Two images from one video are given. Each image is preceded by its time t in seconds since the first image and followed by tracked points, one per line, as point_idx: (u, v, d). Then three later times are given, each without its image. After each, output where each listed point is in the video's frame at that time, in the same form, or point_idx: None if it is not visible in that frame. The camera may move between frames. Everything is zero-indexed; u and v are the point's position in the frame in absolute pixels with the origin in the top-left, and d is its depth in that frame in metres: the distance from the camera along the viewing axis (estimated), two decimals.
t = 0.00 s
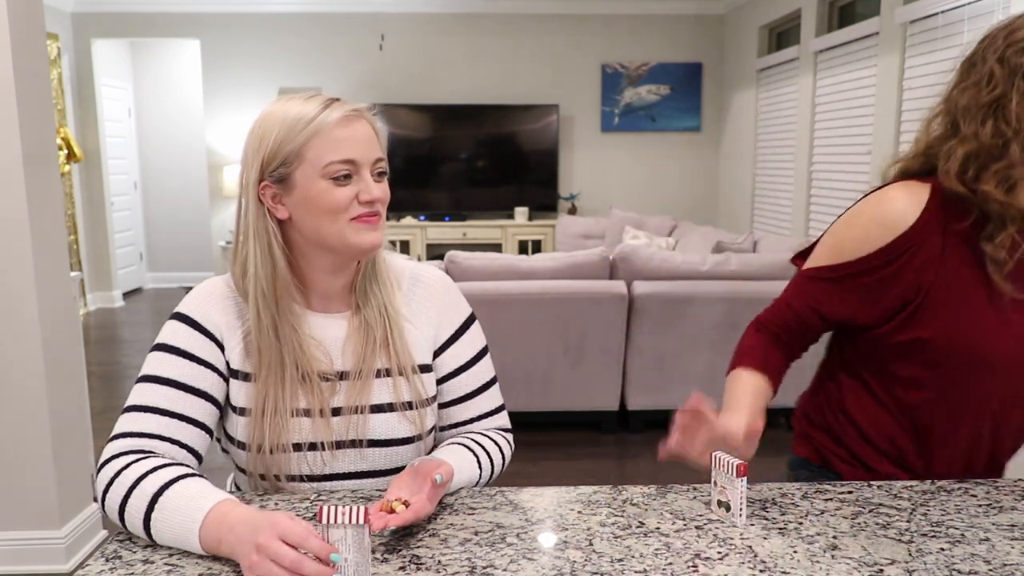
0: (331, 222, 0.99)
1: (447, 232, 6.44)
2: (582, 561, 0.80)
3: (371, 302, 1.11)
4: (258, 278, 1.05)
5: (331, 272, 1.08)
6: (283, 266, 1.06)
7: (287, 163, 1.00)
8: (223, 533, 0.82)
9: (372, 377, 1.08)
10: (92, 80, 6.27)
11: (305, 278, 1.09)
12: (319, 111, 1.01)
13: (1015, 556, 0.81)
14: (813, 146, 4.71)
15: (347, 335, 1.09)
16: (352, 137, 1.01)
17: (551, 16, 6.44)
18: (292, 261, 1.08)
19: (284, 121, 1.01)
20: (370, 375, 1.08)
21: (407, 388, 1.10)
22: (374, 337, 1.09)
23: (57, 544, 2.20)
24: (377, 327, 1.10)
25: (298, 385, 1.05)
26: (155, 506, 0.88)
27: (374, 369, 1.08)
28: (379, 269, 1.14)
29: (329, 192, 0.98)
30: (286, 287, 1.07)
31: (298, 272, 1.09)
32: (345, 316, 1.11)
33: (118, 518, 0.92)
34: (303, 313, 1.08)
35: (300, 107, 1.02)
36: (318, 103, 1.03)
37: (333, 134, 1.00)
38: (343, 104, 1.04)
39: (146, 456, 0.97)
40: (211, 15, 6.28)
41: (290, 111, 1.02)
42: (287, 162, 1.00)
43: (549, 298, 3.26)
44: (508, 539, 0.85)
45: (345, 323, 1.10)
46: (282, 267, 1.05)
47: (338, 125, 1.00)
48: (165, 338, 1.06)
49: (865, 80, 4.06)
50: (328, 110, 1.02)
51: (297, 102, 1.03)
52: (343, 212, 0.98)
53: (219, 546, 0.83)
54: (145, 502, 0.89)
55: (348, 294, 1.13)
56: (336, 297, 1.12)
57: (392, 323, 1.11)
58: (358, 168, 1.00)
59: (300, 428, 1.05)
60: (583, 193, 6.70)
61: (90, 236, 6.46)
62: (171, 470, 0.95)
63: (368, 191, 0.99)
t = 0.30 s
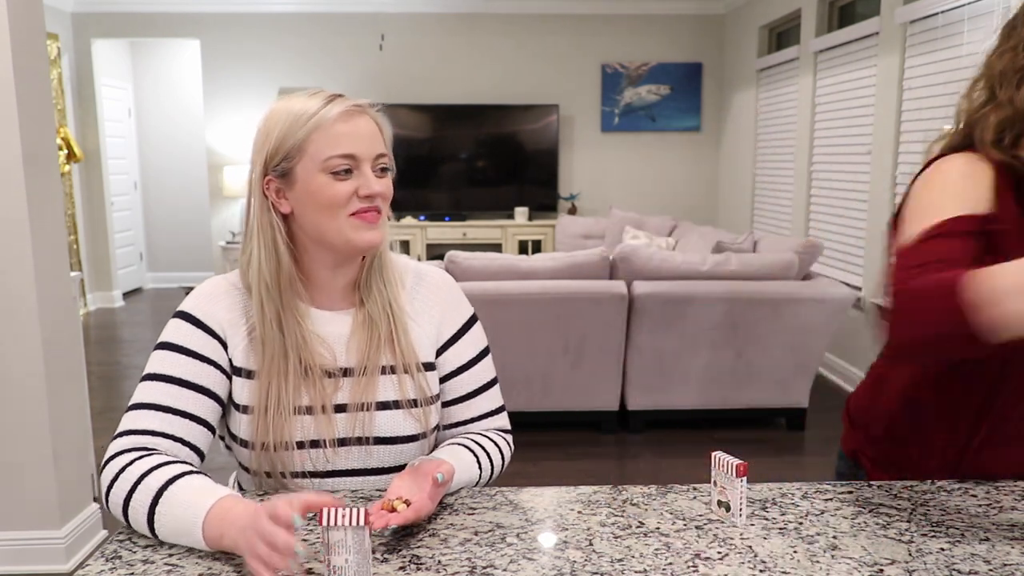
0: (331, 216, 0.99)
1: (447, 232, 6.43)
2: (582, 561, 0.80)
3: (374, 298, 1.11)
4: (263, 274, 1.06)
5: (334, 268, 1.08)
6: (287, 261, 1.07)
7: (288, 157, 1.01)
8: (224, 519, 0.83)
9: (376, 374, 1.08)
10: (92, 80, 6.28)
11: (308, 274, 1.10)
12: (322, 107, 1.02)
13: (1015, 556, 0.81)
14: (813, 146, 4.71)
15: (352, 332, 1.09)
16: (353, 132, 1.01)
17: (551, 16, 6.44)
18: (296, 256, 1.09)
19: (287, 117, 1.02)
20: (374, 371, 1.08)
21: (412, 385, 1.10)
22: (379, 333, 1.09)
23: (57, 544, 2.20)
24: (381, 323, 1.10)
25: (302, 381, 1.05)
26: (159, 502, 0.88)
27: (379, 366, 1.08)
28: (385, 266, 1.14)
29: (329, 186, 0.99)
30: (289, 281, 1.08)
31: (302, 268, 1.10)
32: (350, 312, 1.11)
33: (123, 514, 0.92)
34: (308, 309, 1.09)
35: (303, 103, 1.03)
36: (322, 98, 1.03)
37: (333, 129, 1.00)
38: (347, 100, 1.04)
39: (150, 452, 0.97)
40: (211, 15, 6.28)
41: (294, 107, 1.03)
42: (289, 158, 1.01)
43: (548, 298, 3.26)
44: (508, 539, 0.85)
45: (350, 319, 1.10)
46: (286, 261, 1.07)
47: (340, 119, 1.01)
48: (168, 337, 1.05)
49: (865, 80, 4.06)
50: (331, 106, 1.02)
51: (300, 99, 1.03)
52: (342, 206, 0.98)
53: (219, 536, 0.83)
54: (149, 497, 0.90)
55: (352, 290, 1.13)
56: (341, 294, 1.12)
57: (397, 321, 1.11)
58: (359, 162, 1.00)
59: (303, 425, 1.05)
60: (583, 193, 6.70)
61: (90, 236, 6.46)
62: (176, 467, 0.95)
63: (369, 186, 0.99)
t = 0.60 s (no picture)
0: (310, 205, 0.99)
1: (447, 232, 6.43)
2: (581, 561, 0.80)
3: (375, 297, 1.11)
4: (263, 270, 1.08)
5: (329, 265, 1.08)
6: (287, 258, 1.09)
7: (278, 151, 1.04)
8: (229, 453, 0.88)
9: (377, 374, 1.08)
10: (92, 80, 6.28)
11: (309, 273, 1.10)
12: (312, 101, 1.03)
13: (1015, 556, 0.81)
14: (813, 146, 4.71)
15: (353, 332, 1.09)
16: (337, 123, 1.01)
17: (551, 15, 6.43)
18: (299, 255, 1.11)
19: (280, 113, 1.05)
20: (376, 371, 1.08)
21: (413, 385, 1.10)
22: (380, 333, 1.09)
23: (57, 544, 2.20)
24: (382, 324, 1.10)
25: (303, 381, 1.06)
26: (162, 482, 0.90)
27: (380, 366, 1.08)
28: (389, 266, 1.13)
29: (308, 175, 0.99)
30: (289, 279, 1.09)
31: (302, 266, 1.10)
32: (350, 311, 1.11)
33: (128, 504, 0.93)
34: (308, 306, 1.09)
35: (296, 99, 1.05)
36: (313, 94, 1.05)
37: (316, 120, 1.01)
38: (338, 95, 1.05)
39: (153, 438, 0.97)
40: (211, 15, 6.27)
41: (287, 103, 1.05)
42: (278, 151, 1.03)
43: (549, 298, 3.26)
44: (508, 539, 0.85)
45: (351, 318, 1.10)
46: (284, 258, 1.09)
47: (326, 112, 1.02)
48: (174, 334, 1.05)
49: (864, 80, 4.06)
50: (320, 99, 1.04)
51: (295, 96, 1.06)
52: (320, 194, 0.98)
53: (225, 472, 0.87)
54: (152, 485, 0.90)
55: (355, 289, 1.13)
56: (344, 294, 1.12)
57: (398, 320, 1.11)
58: (338, 151, 0.99)
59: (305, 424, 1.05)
60: (583, 193, 6.70)
61: (90, 236, 6.46)
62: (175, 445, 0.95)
63: (347, 173, 0.98)
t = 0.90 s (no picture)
0: (291, 187, 0.98)
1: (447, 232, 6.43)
2: (581, 561, 0.80)
3: (374, 299, 1.11)
4: (262, 273, 1.09)
5: (323, 263, 1.07)
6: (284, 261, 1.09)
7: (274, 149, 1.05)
8: (248, 479, 0.89)
9: (377, 380, 1.08)
10: (92, 80, 6.27)
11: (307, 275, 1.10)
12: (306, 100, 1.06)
13: (1015, 556, 0.81)
14: (813, 146, 4.71)
15: (351, 337, 1.09)
16: (326, 114, 1.02)
17: (551, 16, 6.43)
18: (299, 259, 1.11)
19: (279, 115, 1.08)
20: (376, 377, 1.07)
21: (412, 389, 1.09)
22: (378, 336, 1.09)
23: (57, 543, 2.20)
24: (379, 327, 1.09)
25: (299, 386, 1.06)
26: (165, 488, 0.90)
27: (380, 372, 1.08)
28: (389, 270, 1.13)
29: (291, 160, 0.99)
30: (287, 281, 1.09)
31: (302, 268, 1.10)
32: (348, 315, 1.11)
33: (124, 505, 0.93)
34: (306, 309, 1.10)
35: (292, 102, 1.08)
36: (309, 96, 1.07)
37: (305, 113, 1.03)
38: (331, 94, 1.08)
39: (149, 445, 0.97)
40: (210, 14, 6.27)
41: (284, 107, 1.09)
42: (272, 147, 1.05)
43: (549, 298, 3.26)
44: (508, 539, 0.85)
45: (348, 322, 1.10)
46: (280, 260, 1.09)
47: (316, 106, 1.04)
48: (173, 335, 1.05)
49: (865, 80, 4.06)
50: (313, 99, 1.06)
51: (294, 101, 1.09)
52: (299, 175, 0.97)
53: (241, 496, 0.87)
54: (155, 492, 0.90)
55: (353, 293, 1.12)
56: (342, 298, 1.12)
57: (396, 321, 1.10)
58: (324, 138, 1.00)
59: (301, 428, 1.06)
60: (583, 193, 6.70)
61: (90, 236, 6.46)
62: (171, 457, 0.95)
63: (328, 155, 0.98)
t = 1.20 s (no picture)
0: (360, 213, 0.99)
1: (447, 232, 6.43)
2: (582, 561, 0.80)
3: (389, 288, 1.11)
4: (281, 271, 1.05)
5: (349, 257, 1.08)
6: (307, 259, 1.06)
7: (313, 154, 1.00)
8: (262, 485, 0.90)
9: (390, 364, 1.09)
10: (92, 80, 6.27)
11: (322, 266, 1.10)
12: (347, 101, 1.00)
13: (1015, 556, 0.81)
14: (814, 145, 4.71)
15: (364, 323, 1.10)
16: (383, 130, 1.01)
17: (552, 16, 6.43)
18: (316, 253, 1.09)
19: (311, 110, 1.01)
20: (389, 363, 1.08)
21: (425, 375, 1.10)
22: (393, 324, 1.10)
23: (57, 544, 2.20)
24: (395, 314, 1.10)
25: (312, 375, 1.05)
26: (178, 495, 0.90)
27: (392, 357, 1.09)
28: (398, 259, 1.14)
29: (358, 184, 0.99)
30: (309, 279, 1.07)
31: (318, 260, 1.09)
32: (361, 302, 1.11)
33: (129, 512, 0.93)
34: (319, 301, 1.09)
35: (323, 95, 1.01)
36: (344, 93, 1.01)
37: (358, 124, 0.99)
38: (370, 92, 1.03)
39: (156, 452, 0.98)
40: (211, 15, 6.27)
41: (313, 100, 1.01)
42: (314, 155, 1.00)
43: (549, 297, 3.26)
44: (508, 539, 0.85)
45: (361, 309, 1.10)
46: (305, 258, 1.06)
47: (365, 115, 1.00)
48: (173, 341, 1.06)
49: (865, 80, 4.06)
50: (354, 99, 1.01)
51: (324, 93, 1.01)
52: (373, 204, 0.99)
53: (254, 501, 0.88)
54: (163, 500, 0.91)
55: (364, 281, 1.13)
56: (353, 285, 1.12)
57: (411, 308, 1.11)
58: (387, 160, 1.00)
59: (313, 417, 1.05)
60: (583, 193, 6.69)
61: (90, 236, 6.45)
62: (178, 464, 0.96)
63: (399, 183, 0.99)
